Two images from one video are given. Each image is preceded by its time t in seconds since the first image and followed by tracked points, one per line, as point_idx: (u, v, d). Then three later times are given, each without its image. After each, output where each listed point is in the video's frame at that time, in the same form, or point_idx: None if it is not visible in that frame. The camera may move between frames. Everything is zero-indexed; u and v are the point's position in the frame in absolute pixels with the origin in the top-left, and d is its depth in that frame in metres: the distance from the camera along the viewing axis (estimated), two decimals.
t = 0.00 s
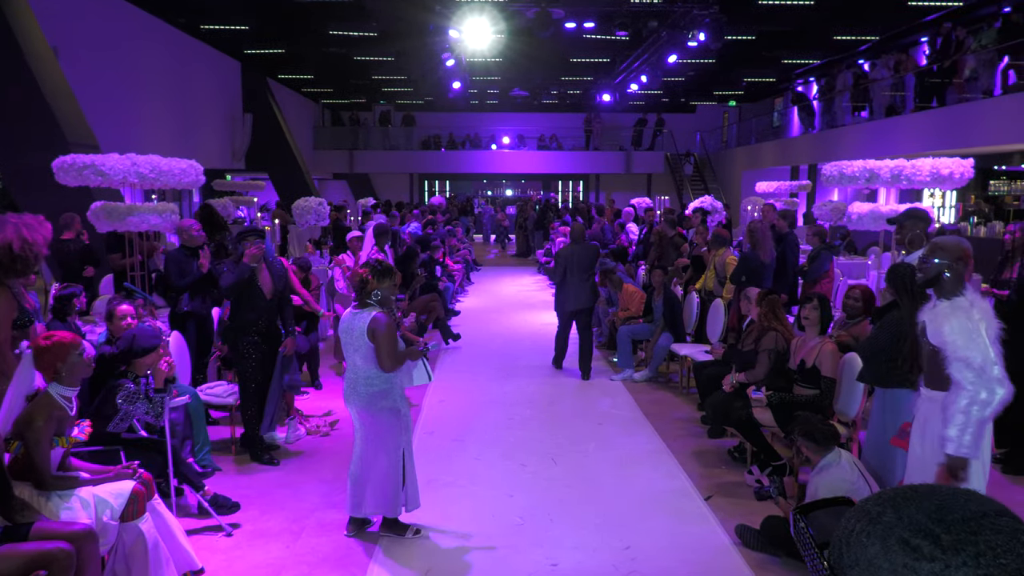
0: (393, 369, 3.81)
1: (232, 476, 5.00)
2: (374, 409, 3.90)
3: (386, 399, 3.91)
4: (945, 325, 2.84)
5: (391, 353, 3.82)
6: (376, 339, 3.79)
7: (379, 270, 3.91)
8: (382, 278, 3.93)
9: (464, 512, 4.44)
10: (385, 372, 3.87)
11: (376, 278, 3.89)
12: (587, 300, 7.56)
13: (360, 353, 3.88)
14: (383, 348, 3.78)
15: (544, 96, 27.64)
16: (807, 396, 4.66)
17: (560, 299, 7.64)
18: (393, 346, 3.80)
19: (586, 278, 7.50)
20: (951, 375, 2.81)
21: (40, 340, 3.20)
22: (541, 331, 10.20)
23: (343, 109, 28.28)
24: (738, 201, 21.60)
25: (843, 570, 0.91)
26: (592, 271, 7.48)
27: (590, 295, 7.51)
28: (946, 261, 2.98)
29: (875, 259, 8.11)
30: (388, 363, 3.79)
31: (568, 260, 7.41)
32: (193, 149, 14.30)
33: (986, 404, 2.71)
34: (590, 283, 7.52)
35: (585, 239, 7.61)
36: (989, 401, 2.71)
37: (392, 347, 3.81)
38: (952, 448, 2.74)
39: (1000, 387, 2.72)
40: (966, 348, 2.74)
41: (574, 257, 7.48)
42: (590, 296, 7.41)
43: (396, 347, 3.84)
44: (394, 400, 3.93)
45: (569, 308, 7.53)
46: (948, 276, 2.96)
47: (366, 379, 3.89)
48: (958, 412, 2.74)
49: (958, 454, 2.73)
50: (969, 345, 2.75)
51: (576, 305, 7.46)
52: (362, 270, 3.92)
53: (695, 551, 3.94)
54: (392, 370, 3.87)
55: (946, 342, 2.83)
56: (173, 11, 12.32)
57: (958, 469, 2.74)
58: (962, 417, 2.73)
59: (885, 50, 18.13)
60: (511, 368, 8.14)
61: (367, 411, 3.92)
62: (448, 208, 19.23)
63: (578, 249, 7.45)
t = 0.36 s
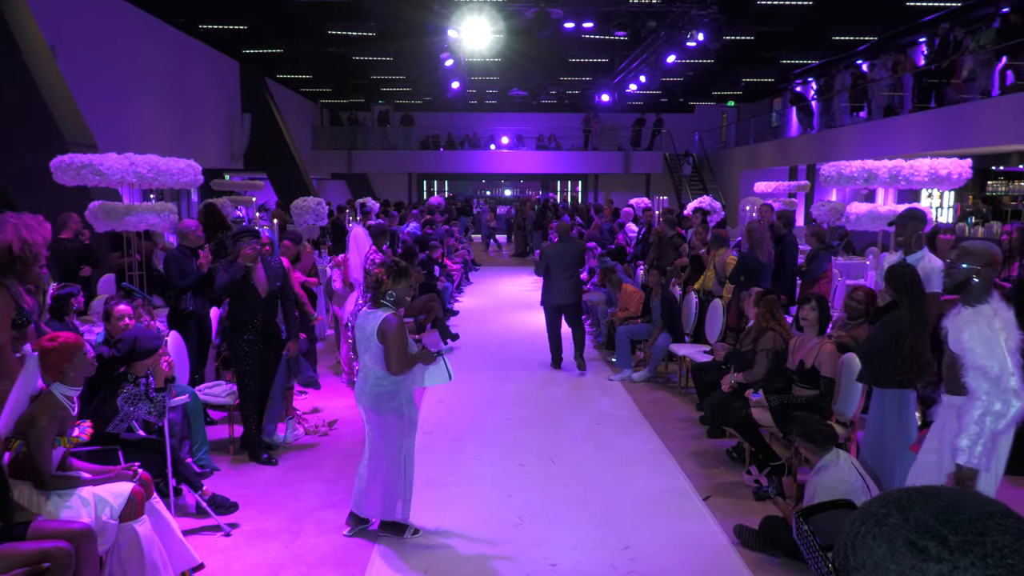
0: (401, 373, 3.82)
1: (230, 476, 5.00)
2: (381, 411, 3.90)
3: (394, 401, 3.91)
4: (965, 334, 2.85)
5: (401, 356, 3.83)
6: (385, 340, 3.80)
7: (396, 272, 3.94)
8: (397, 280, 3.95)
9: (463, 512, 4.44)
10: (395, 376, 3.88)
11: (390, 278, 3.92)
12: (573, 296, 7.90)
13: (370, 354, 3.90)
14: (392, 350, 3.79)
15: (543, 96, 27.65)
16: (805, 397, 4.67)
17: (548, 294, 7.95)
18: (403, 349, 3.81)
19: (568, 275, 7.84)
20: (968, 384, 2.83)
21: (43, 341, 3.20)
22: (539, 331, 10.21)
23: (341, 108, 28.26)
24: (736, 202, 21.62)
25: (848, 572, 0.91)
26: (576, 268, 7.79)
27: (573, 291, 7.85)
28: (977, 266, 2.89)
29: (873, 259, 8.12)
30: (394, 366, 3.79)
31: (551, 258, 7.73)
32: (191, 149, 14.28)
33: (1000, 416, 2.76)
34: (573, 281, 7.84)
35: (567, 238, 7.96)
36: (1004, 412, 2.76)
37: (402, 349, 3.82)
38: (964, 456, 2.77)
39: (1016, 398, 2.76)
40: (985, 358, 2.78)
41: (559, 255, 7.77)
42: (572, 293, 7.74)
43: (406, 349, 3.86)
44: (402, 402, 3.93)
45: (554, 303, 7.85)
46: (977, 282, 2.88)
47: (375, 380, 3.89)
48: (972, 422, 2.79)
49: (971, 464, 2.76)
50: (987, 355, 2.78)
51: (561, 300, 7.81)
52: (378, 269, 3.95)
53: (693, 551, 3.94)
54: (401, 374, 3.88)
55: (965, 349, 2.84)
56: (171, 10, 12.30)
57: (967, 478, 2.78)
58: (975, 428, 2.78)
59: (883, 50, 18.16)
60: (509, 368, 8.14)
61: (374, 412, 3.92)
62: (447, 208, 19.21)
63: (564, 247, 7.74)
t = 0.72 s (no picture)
0: (401, 377, 3.81)
1: (236, 475, 5.01)
2: (391, 414, 3.91)
3: (403, 406, 3.91)
4: (982, 319, 2.88)
5: (401, 360, 3.81)
6: (387, 341, 3.78)
7: (409, 275, 3.90)
8: (408, 283, 3.90)
9: (469, 512, 4.44)
10: (403, 381, 3.88)
11: (400, 280, 3.89)
12: (574, 294, 8.02)
13: (376, 354, 3.91)
14: (393, 354, 3.78)
15: (548, 96, 27.65)
16: (812, 397, 4.65)
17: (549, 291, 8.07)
18: (404, 353, 3.80)
19: (571, 273, 7.97)
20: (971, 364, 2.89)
21: (53, 340, 3.21)
22: (545, 331, 10.22)
23: (347, 109, 28.30)
24: (743, 201, 21.57)
25: None
26: (578, 267, 7.93)
27: (572, 287, 7.97)
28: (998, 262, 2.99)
29: (880, 260, 8.09)
30: (393, 371, 3.79)
31: (551, 256, 7.89)
32: (198, 149, 14.32)
33: (978, 399, 2.83)
34: (576, 278, 7.98)
35: (569, 236, 8.11)
36: (987, 398, 2.82)
37: (404, 353, 3.80)
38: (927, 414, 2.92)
39: (1004, 391, 2.81)
40: (991, 344, 2.82)
41: (561, 254, 7.92)
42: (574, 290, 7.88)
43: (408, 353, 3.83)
44: (413, 405, 3.93)
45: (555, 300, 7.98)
46: (996, 277, 2.98)
47: (383, 382, 3.89)
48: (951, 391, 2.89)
49: (921, 418, 2.93)
50: (996, 343, 2.82)
51: (563, 297, 7.95)
52: (389, 271, 3.93)
53: (699, 551, 3.93)
54: (406, 378, 3.87)
55: (976, 336, 2.88)
56: (177, 11, 12.34)
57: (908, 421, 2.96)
58: (952, 392, 2.87)
59: (890, 50, 18.10)
60: (514, 368, 8.13)
61: (385, 415, 3.93)
62: (453, 208, 19.23)
63: (566, 246, 7.91)
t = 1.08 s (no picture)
0: (393, 377, 3.83)
1: (239, 475, 5.02)
2: (394, 415, 3.90)
3: (404, 406, 3.89)
4: (993, 325, 2.93)
5: (395, 360, 3.84)
6: (381, 340, 3.83)
7: (411, 275, 3.89)
8: (412, 284, 3.91)
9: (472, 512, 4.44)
10: (401, 381, 3.89)
11: (403, 281, 3.91)
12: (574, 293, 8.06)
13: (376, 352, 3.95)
14: (386, 353, 3.82)
15: (551, 96, 27.63)
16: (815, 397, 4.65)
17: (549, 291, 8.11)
18: (397, 353, 3.82)
19: (571, 273, 8.01)
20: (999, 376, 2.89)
21: (56, 339, 3.22)
22: (547, 331, 10.22)
23: (350, 109, 28.32)
24: (746, 201, 21.55)
25: (848, 574, 0.91)
26: (577, 268, 7.95)
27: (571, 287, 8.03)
28: (1004, 261, 3.00)
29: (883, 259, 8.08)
30: (386, 371, 3.83)
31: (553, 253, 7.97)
32: (201, 149, 14.33)
33: None
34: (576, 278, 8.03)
35: (570, 237, 8.13)
36: None
37: (397, 353, 3.83)
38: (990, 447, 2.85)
39: None
40: (1013, 349, 2.85)
41: (560, 253, 7.99)
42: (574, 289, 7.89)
43: (402, 353, 3.85)
44: (416, 406, 3.91)
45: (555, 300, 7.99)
46: (1001, 277, 3.00)
47: (385, 383, 3.91)
48: (1000, 413, 2.85)
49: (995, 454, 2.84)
50: (1016, 346, 2.85)
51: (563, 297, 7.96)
52: (393, 272, 3.95)
53: (702, 551, 3.93)
54: (403, 378, 3.87)
55: (994, 342, 2.91)
56: (180, 11, 12.36)
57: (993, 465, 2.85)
58: (1006, 414, 2.83)
59: (893, 49, 18.05)
60: (516, 368, 8.13)
61: (389, 416, 3.93)
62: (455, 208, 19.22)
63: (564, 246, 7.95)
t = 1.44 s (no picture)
0: (401, 374, 3.77)
1: (241, 474, 5.03)
2: (404, 414, 3.88)
3: (413, 406, 3.88)
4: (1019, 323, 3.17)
5: (402, 358, 3.78)
6: (391, 335, 3.79)
7: (424, 275, 3.90)
8: (424, 284, 3.92)
9: (473, 512, 4.44)
10: (411, 379, 3.85)
11: (415, 282, 3.91)
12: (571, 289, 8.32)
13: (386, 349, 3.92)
14: (394, 349, 3.76)
15: (553, 96, 27.61)
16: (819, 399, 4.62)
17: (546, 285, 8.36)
18: (405, 350, 3.76)
19: (569, 269, 8.22)
20: None
21: (57, 338, 3.22)
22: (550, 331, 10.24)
23: (352, 109, 28.36)
24: (748, 201, 21.54)
25: None
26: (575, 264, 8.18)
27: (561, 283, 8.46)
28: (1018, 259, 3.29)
29: (886, 260, 8.07)
30: (394, 367, 3.77)
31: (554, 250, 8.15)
32: (203, 149, 14.35)
33: None
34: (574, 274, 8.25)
35: (569, 236, 8.35)
36: None
37: (405, 350, 3.77)
38: None
39: None
40: None
41: (560, 250, 8.16)
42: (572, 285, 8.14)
43: (410, 350, 3.80)
44: (427, 406, 3.90)
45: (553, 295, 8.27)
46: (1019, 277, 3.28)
47: (396, 383, 3.88)
48: None
49: None
50: None
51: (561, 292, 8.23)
52: (402, 272, 3.96)
53: (703, 552, 3.93)
54: (413, 377, 3.83)
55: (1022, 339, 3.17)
56: (183, 11, 12.37)
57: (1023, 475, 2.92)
58: None
59: (896, 49, 18.03)
60: (518, 368, 8.13)
61: (399, 415, 3.92)
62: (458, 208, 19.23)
63: (563, 243, 8.14)
